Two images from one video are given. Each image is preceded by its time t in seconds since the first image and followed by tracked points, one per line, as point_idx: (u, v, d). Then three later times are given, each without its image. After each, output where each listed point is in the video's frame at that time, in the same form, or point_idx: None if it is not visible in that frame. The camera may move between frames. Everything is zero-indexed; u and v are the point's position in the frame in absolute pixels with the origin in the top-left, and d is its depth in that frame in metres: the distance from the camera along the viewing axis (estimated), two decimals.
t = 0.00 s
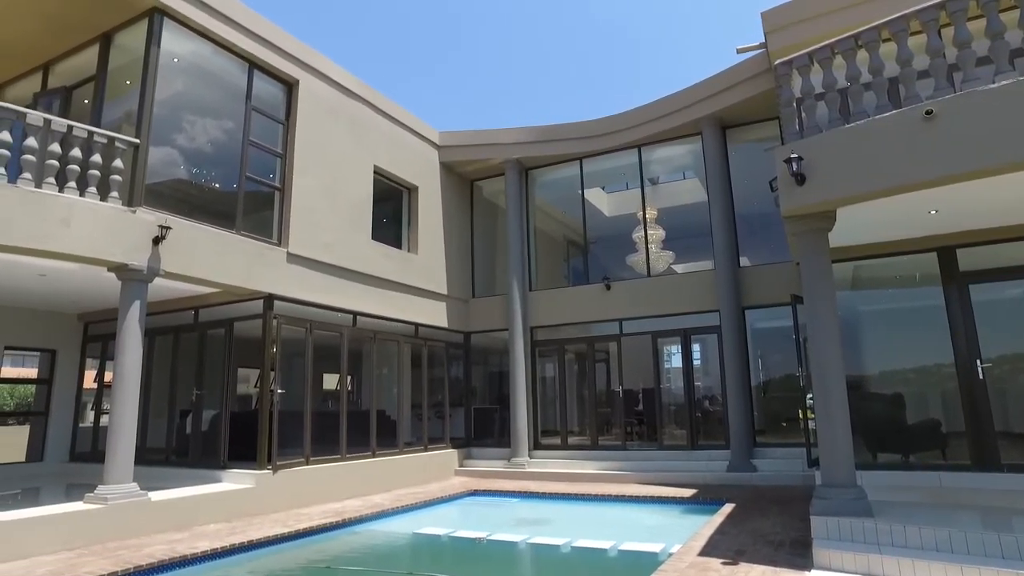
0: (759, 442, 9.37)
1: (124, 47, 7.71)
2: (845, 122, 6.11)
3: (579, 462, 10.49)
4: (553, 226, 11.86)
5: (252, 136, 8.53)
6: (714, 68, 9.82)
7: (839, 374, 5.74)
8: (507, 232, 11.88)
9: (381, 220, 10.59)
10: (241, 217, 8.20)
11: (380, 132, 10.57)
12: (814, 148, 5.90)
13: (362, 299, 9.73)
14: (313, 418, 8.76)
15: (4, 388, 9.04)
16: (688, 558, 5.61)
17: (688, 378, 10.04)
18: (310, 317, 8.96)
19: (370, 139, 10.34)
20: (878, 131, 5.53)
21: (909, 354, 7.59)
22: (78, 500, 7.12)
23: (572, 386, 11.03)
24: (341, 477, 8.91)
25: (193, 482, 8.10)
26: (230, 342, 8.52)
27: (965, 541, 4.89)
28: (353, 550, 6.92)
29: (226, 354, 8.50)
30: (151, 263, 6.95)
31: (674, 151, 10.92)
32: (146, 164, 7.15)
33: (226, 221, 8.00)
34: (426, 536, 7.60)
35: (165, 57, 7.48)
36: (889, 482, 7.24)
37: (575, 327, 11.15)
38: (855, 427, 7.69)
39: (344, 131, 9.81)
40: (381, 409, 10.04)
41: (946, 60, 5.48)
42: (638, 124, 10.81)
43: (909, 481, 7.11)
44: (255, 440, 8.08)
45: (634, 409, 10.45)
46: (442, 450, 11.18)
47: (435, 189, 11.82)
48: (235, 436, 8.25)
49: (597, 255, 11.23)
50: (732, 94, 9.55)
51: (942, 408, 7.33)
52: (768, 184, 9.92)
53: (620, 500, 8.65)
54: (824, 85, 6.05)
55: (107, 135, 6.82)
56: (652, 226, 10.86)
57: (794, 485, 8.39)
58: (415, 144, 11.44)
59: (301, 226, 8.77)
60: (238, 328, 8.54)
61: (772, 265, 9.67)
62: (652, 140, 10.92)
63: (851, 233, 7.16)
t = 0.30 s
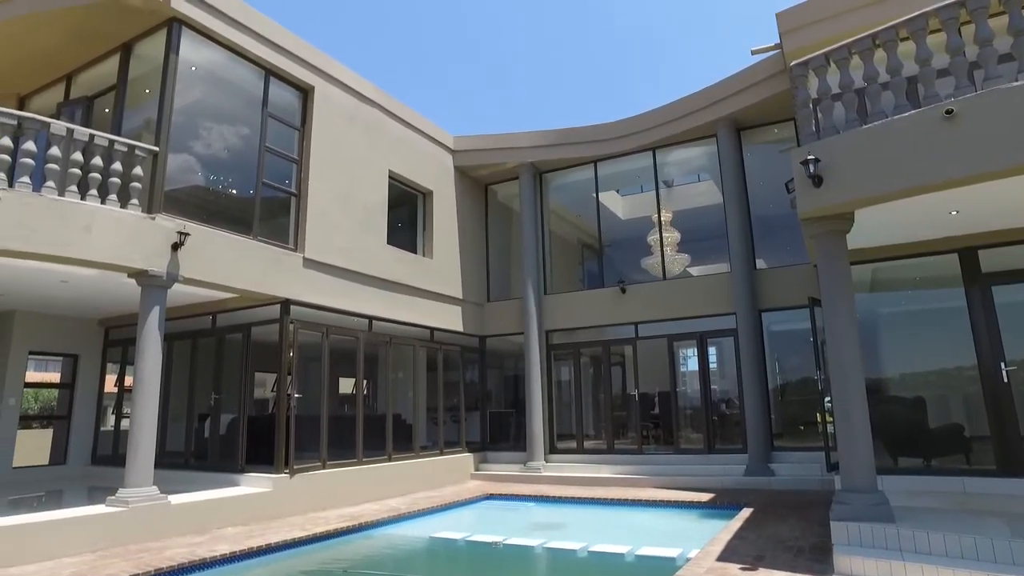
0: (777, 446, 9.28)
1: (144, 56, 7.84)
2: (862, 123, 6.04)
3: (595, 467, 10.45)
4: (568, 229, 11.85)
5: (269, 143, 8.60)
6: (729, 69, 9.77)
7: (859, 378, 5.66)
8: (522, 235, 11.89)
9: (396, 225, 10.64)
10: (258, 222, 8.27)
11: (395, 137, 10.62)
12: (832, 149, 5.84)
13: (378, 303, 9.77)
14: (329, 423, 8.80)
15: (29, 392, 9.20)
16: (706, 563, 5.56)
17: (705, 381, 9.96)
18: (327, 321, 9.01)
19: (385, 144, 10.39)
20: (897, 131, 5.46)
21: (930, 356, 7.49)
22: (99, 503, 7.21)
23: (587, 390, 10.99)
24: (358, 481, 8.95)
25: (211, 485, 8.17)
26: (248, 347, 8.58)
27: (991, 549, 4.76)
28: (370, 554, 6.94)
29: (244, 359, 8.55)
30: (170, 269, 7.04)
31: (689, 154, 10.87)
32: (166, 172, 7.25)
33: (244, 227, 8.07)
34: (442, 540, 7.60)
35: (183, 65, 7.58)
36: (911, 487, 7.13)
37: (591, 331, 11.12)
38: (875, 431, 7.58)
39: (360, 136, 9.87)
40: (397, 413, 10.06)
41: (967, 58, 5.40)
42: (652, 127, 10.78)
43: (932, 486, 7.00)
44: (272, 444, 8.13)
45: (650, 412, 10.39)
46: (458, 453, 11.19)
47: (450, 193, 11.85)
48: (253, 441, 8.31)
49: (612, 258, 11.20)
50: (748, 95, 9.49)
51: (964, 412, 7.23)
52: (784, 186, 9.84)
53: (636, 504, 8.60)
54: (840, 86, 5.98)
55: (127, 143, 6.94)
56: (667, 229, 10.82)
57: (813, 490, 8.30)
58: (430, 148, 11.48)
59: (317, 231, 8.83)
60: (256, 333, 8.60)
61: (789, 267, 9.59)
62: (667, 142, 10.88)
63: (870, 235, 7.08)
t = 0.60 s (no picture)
0: (797, 450, 9.17)
1: (165, 67, 7.95)
2: (882, 123, 5.96)
3: (613, 472, 10.39)
4: (584, 233, 11.84)
5: (287, 150, 8.68)
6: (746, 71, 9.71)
7: (880, 382, 5.57)
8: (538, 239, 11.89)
9: (413, 230, 10.68)
10: (276, 229, 8.34)
11: (411, 143, 10.67)
12: (852, 151, 5.77)
13: (395, 308, 9.80)
14: (347, 427, 8.83)
15: (54, 397, 9.41)
16: (727, 569, 5.50)
17: (723, 385, 9.88)
18: (344, 327, 9.05)
19: (401, 150, 10.44)
20: (919, 132, 5.39)
21: (954, 359, 7.37)
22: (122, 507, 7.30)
23: (605, 394, 10.95)
24: (376, 485, 8.97)
25: (232, 490, 8.23)
26: (266, 352, 8.64)
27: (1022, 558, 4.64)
28: (388, 559, 6.94)
29: (262, 365, 8.60)
30: (190, 275, 7.11)
31: (705, 157, 10.82)
32: (186, 180, 7.35)
33: (262, 233, 8.15)
34: (460, 545, 7.58)
35: (203, 74, 7.68)
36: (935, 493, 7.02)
37: (608, 335, 11.09)
38: (898, 435, 7.45)
39: (376, 142, 9.92)
40: (414, 417, 10.09)
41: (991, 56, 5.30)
42: (668, 130, 10.75)
43: (958, 492, 6.87)
44: (291, 449, 8.18)
45: (668, 417, 10.33)
46: (475, 458, 11.19)
47: (466, 198, 11.88)
48: (272, 445, 8.36)
49: (628, 262, 11.17)
50: (764, 97, 9.43)
51: (990, 416, 7.10)
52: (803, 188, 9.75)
53: (655, 509, 8.55)
54: (859, 86, 5.92)
55: (149, 151, 6.98)
56: (683, 232, 10.77)
57: (835, 496, 8.19)
58: (446, 153, 11.52)
59: (335, 237, 8.89)
60: (274, 338, 8.65)
61: (808, 270, 9.50)
62: (682, 145, 10.84)
63: (892, 237, 6.99)
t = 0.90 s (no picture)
0: (815, 455, 9.08)
1: (183, 76, 8.06)
2: (900, 125, 5.88)
3: (629, 477, 10.34)
4: (599, 237, 11.82)
5: (303, 157, 8.75)
6: (760, 73, 9.65)
7: (900, 386, 5.48)
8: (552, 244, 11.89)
9: (428, 236, 10.72)
10: (293, 235, 8.40)
11: (425, 149, 10.72)
12: (869, 153, 5.71)
13: (410, 314, 9.83)
14: (363, 433, 8.85)
15: (75, 403, 9.50)
16: None
17: (739, 390, 9.81)
18: (360, 333, 9.09)
19: (416, 156, 10.49)
20: (939, 134, 5.31)
21: (976, 363, 7.27)
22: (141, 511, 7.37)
23: (620, 399, 10.90)
24: (392, 490, 8.99)
25: (249, 495, 8.27)
26: (283, 358, 8.68)
27: None
28: (406, 564, 6.95)
29: (279, 370, 8.65)
30: (207, 282, 7.18)
31: (720, 160, 10.77)
32: (203, 188, 7.43)
33: (279, 240, 8.21)
34: (477, 551, 7.57)
35: (219, 83, 7.77)
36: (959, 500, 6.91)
37: (624, 339, 11.05)
38: (919, 441, 7.35)
39: (391, 148, 9.98)
40: (430, 423, 10.10)
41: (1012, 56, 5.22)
42: (681, 134, 10.73)
43: (981, 498, 6.77)
44: (308, 454, 8.21)
45: (684, 422, 10.25)
46: (491, 464, 11.18)
47: (481, 203, 11.91)
48: (289, 451, 8.40)
49: (643, 266, 11.14)
50: (779, 99, 9.37)
51: (1015, 421, 6.98)
52: (819, 190, 9.68)
53: (671, 515, 8.49)
54: (876, 88, 5.83)
55: (168, 160, 7.12)
56: (698, 236, 10.72)
57: (855, 502, 8.09)
58: (460, 159, 11.56)
59: (350, 243, 8.94)
60: (291, 344, 8.70)
61: (825, 273, 9.41)
62: (697, 149, 10.81)
63: (911, 239, 6.91)
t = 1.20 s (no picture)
0: (834, 463, 8.96)
1: (200, 87, 8.17)
2: (918, 129, 5.80)
3: (644, 485, 10.27)
4: (613, 243, 11.80)
5: (318, 166, 8.81)
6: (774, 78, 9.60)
7: (920, 392, 5.37)
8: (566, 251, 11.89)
9: (442, 243, 10.75)
10: (308, 243, 8.45)
11: (439, 157, 10.76)
12: (885, 157, 5.64)
13: (424, 321, 9.85)
14: (378, 440, 8.86)
15: (95, 410, 9.60)
16: None
17: (756, 397, 9.72)
18: (375, 340, 9.12)
19: (429, 163, 10.54)
20: (958, 137, 5.23)
21: (999, 369, 7.15)
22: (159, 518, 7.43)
23: (635, 406, 10.84)
24: (408, 498, 8.99)
25: (265, 503, 8.30)
26: (298, 366, 8.72)
27: None
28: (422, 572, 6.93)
29: (294, 378, 8.69)
30: (223, 290, 7.24)
31: (734, 165, 10.72)
32: (219, 197, 7.51)
33: (294, 248, 8.27)
34: (493, 559, 7.54)
35: (236, 94, 7.87)
36: (982, 509, 6.78)
37: (638, 346, 11.01)
38: (941, 448, 7.28)
39: (404, 156, 10.03)
40: (444, 430, 10.10)
41: None
42: (695, 140, 10.70)
43: (1006, 507, 6.65)
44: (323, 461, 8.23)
45: (700, 429, 10.17)
46: (505, 471, 11.15)
47: (494, 210, 11.94)
48: (305, 458, 8.43)
49: (657, 272, 11.10)
50: (794, 104, 9.32)
51: None
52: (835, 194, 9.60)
53: (687, 522, 8.43)
54: (893, 91, 5.76)
55: (185, 170, 7.20)
56: (713, 241, 10.67)
57: (876, 510, 7.98)
58: (473, 166, 11.60)
59: (365, 251, 8.99)
60: (306, 351, 8.74)
61: (842, 278, 9.32)
62: (710, 154, 10.77)
63: (930, 243, 6.83)
